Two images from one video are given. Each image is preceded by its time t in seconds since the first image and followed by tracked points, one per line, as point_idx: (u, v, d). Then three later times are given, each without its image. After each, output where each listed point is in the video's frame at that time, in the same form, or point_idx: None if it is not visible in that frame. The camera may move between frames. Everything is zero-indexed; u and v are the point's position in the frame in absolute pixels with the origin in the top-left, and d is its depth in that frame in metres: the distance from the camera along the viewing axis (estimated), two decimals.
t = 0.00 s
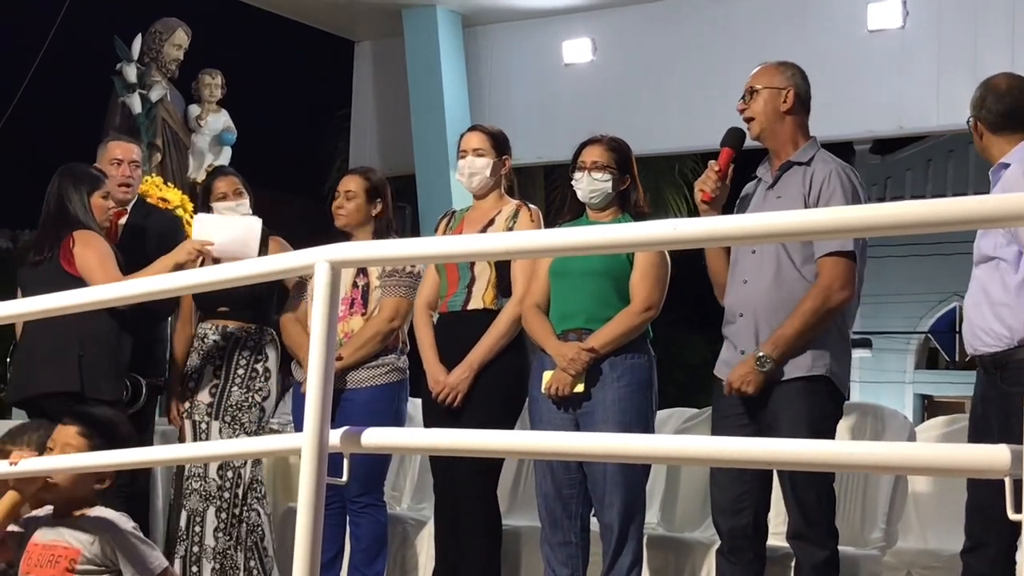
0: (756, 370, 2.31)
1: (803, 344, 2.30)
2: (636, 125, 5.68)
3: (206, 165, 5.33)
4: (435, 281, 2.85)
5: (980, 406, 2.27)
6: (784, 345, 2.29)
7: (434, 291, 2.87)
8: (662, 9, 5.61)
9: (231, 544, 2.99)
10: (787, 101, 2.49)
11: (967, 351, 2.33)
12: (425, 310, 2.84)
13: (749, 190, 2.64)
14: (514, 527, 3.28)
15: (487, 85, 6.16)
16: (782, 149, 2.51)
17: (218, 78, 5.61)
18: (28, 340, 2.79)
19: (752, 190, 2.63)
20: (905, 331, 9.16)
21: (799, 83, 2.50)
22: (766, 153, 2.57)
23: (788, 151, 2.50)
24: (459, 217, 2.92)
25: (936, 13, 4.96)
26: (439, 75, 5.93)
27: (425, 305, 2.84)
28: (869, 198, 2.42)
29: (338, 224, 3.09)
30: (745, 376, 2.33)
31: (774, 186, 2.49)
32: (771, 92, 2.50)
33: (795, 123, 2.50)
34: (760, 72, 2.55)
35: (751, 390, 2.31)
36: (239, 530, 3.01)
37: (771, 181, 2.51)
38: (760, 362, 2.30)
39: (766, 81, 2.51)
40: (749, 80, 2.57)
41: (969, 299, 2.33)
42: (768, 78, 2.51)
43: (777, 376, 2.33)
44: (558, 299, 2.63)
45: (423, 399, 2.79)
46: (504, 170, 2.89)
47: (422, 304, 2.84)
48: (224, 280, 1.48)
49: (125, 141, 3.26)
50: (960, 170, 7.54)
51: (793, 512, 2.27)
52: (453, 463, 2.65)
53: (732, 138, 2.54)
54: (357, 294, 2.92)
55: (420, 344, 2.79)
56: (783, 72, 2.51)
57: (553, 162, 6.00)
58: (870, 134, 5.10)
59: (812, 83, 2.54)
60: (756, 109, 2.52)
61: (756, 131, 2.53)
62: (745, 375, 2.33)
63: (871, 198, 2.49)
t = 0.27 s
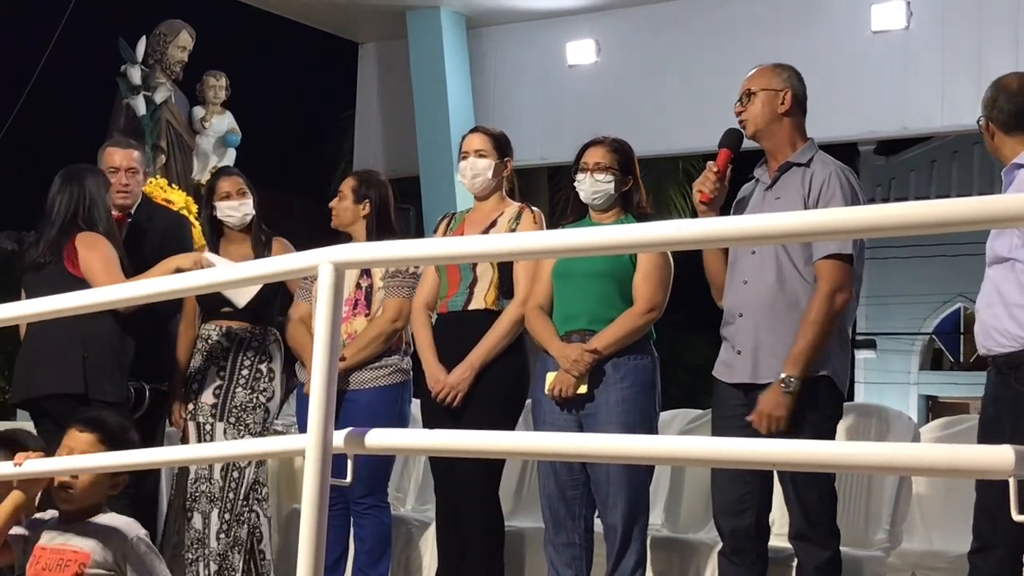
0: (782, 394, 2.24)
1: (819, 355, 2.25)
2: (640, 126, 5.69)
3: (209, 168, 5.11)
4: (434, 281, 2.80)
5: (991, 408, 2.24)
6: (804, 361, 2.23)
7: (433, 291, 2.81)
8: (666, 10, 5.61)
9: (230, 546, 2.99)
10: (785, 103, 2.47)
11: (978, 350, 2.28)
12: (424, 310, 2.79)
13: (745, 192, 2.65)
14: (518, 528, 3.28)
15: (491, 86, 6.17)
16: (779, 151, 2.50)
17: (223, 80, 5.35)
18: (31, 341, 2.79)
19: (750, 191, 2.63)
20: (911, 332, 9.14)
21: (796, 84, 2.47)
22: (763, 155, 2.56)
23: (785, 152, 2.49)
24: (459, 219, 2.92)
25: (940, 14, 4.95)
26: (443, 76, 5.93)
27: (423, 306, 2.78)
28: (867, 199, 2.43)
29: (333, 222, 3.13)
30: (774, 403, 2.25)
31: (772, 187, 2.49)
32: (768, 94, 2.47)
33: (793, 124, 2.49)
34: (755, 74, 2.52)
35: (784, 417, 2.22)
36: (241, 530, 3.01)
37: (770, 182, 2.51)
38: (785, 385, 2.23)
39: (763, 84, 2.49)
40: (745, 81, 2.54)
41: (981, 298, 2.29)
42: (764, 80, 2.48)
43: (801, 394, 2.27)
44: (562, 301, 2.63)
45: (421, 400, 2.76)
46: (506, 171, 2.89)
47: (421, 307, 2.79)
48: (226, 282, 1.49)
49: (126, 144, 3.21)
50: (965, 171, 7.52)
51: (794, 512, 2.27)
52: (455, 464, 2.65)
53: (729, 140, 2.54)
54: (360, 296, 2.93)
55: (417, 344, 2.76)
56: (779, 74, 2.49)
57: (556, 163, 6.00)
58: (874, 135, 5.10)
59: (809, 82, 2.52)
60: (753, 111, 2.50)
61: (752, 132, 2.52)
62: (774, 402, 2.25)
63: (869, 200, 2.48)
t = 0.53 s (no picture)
0: (815, 403, 2.21)
1: (837, 359, 2.23)
2: (639, 128, 5.69)
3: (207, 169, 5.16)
4: (428, 282, 2.78)
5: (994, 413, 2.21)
6: (827, 366, 2.21)
7: (427, 292, 2.79)
8: (665, 11, 5.61)
9: (238, 549, 2.99)
10: (773, 106, 2.48)
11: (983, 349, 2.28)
12: (418, 311, 2.77)
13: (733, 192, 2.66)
14: (515, 530, 3.27)
15: (491, 88, 6.18)
16: (768, 153, 2.51)
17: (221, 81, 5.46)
18: (30, 342, 2.80)
19: (739, 193, 2.64)
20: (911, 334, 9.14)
21: (784, 87, 2.49)
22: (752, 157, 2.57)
23: (774, 155, 2.50)
24: (454, 220, 2.91)
25: (938, 15, 4.95)
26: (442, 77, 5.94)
27: (417, 308, 2.76)
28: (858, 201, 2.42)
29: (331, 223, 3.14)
30: (810, 413, 2.21)
31: (762, 189, 2.49)
32: (756, 97, 2.48)
33: (781, 126, 2.50)
34: (742, 77, 2.52)
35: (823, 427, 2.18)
36: (245, 534, 3.00)
37: (759, 185, 2.51)
38: (816, 394, 2.20)
39: (751, 86, 2.49)
40: (732, 84, 2.55)
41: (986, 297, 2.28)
42: (752, 83, 2.49)
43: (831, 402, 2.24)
44: (558, 303, 2.63)
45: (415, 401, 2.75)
46: (500, 172, 2.89)
47: (415, 307, 2.77)
48: (221, 284, 1.48)
49: (113, 152, 3.23)
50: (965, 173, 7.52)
51: (788, 512, 2.27)
52: (451, 465, 2.64)
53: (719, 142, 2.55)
54: (357, 296, 2.93)
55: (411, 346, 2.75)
56: (768, 76, 2.50)
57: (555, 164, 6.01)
58: (872, 137, 5.11)
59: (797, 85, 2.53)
60: (740, 115, 2.51)
61: (740, 135, 2.53)
62: (808, 414, 2.21)
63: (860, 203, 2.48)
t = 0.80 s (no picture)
0: (797, 406, 2.20)
1: (817, 360, 2.23)
2: (630, 131, 5.71)
3: (196, 171, 5.08)
4: (413, 286, 2.77)
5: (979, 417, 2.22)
6: (808, 369, 2.21)
7: (412, 296, 2.78)
8: (655, 16, 5.64)
9: (234, 553, 2.98)
10: (749, 111, 2.48)
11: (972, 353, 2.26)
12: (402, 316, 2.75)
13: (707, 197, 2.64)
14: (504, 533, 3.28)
15: (481, 91, 6.19)
16: (744, 158, 2.50)
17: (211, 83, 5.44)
18: (19, 343, 2.78)
19: (715, 199, 2.60)
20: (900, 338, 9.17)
21: (760, 92, 2.49)
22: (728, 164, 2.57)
23: (750, 160, 2.49)
24: (439, 223, 2.91)
25: (927, 21, 5.03)
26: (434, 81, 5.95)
27: (401, 312, 2.75)
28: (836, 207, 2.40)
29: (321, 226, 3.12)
30: (790, 415, 2.20)
31: (740, 194, 2.49)
32: (732, 103, 2.48)
33: (757, 132, 2.49)
34: (719, 82, 2.53)
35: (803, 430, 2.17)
36: (239, 537, 2.98)
37: (737, 190, 2.50)
38: (796, 396, 2.20)
39: (727, 92, 2.50)
40: (709, 90, 2.55)
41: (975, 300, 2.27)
42: (729, 88, 2.49)
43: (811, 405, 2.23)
44: (546, 306, 2.63)
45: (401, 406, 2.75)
46: (483, 174, 2.88)
47: (399, 312, 2.75)
48: (211, 285, 1.48)
49: (102, 152, 3.24)
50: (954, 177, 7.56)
51: (772, 515, 2.26)
52: (437, 468, 2.63)
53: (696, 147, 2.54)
54: (345, 299, 2.93)
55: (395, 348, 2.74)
56: (744, 82, 2.50)
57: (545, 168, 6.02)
58: (861, 141, 5.16)
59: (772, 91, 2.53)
60: (716, 121, 2.50)
61: (717, 140, 2.52)
62: (789, 415, 2.20)
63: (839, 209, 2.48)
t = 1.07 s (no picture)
0: (761, 409, 2.20)
1: (782, 364, 2.23)
2: (611, 137, 5.74)
3: (175, 176, 5.13)
4: (388, 293, 2.77)
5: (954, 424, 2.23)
6: (772, 372, 2.21)
7: (388, 303, 2.78)
8: (636, 22, 5.67)
9: (215, 558, 2.97)
10: (716, 120, 2.49)
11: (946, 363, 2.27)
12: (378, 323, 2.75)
13: (673, 205, 2.66)
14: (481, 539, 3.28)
15: (461, 97, 6.19)
16: (711, 166, 2.51)
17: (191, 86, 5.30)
18: None
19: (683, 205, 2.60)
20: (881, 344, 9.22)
21: (726, 100, 2.50)
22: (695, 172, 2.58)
23: (717, 168, 2.51)
24: (415, 228, 2.91)
25: (904, 30, 5.07)
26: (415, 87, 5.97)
27: (378, 318, 2.75)
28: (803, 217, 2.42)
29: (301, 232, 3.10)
30: (753, 418, 2.21)
31: (707, 203, 2.50)
32: (699, 111, 2.50)
33: (723, 140, 2.51)
34: (686, 90, 2.54)
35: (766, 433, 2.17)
36: (222, 542, 2.97)
37: (704, 198, 2.51)
38: (761, 399, 2.20)
39: (694, 100, 2.51)
40: (676, 98, 2.56)
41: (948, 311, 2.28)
42: (696, 96, 2.51)
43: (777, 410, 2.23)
44: (522, 311, 2.63)
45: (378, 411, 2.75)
46: (458, 179, 2.89)
47: (375, 318, 2.75)
48: (191, 289, 1.47)
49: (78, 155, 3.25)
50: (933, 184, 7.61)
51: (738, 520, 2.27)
52: (410, 474, 2.63)
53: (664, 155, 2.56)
54: (323, 304, 2.93)
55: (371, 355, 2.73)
56: (710, 90, 2.52)
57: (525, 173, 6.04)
58: (840, 149, 5.20)
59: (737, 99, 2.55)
60: (684, 129, 2.51)
61: (683, 148, 2.53)
62: (752, 418, 2.21)
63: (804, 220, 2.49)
